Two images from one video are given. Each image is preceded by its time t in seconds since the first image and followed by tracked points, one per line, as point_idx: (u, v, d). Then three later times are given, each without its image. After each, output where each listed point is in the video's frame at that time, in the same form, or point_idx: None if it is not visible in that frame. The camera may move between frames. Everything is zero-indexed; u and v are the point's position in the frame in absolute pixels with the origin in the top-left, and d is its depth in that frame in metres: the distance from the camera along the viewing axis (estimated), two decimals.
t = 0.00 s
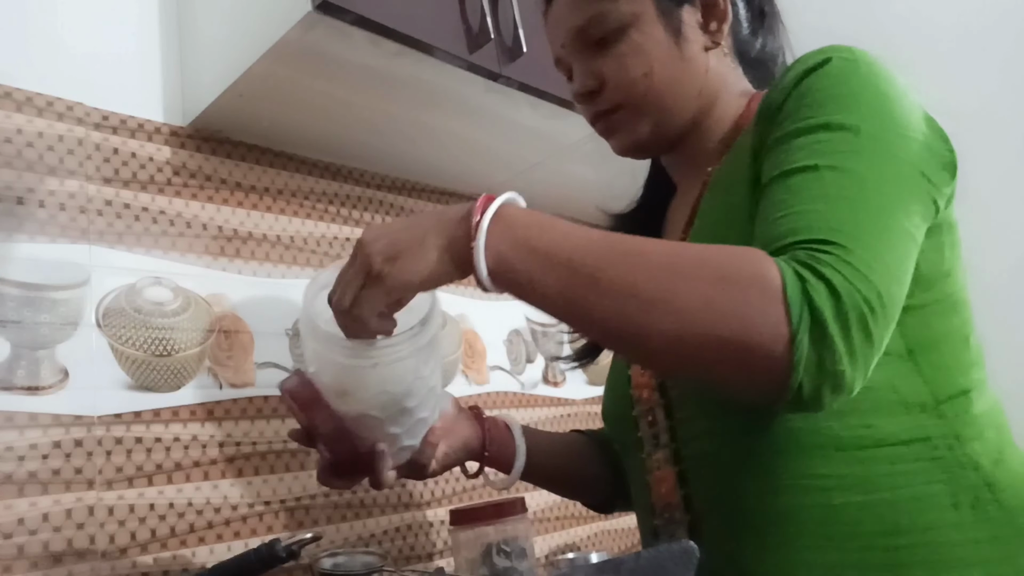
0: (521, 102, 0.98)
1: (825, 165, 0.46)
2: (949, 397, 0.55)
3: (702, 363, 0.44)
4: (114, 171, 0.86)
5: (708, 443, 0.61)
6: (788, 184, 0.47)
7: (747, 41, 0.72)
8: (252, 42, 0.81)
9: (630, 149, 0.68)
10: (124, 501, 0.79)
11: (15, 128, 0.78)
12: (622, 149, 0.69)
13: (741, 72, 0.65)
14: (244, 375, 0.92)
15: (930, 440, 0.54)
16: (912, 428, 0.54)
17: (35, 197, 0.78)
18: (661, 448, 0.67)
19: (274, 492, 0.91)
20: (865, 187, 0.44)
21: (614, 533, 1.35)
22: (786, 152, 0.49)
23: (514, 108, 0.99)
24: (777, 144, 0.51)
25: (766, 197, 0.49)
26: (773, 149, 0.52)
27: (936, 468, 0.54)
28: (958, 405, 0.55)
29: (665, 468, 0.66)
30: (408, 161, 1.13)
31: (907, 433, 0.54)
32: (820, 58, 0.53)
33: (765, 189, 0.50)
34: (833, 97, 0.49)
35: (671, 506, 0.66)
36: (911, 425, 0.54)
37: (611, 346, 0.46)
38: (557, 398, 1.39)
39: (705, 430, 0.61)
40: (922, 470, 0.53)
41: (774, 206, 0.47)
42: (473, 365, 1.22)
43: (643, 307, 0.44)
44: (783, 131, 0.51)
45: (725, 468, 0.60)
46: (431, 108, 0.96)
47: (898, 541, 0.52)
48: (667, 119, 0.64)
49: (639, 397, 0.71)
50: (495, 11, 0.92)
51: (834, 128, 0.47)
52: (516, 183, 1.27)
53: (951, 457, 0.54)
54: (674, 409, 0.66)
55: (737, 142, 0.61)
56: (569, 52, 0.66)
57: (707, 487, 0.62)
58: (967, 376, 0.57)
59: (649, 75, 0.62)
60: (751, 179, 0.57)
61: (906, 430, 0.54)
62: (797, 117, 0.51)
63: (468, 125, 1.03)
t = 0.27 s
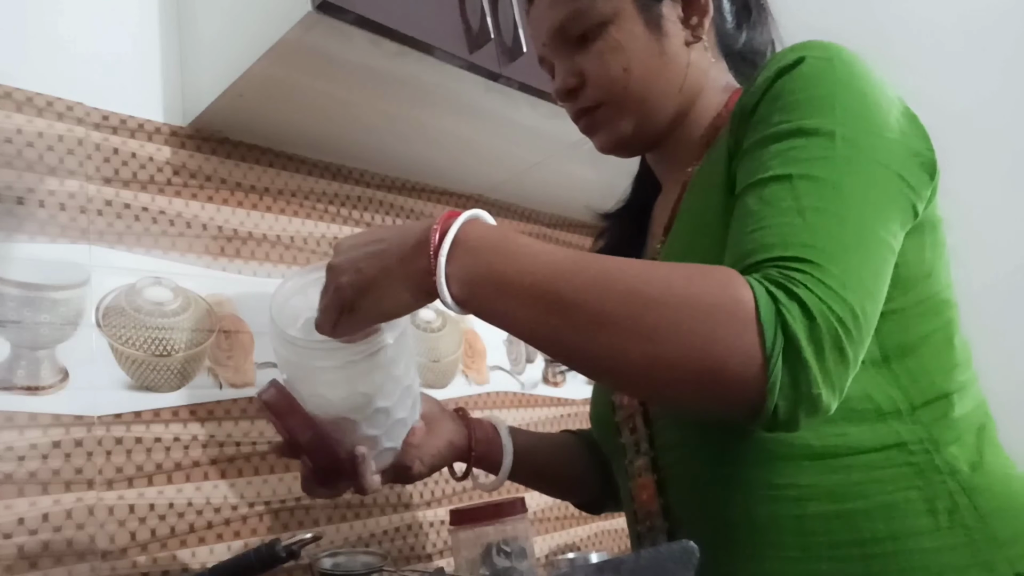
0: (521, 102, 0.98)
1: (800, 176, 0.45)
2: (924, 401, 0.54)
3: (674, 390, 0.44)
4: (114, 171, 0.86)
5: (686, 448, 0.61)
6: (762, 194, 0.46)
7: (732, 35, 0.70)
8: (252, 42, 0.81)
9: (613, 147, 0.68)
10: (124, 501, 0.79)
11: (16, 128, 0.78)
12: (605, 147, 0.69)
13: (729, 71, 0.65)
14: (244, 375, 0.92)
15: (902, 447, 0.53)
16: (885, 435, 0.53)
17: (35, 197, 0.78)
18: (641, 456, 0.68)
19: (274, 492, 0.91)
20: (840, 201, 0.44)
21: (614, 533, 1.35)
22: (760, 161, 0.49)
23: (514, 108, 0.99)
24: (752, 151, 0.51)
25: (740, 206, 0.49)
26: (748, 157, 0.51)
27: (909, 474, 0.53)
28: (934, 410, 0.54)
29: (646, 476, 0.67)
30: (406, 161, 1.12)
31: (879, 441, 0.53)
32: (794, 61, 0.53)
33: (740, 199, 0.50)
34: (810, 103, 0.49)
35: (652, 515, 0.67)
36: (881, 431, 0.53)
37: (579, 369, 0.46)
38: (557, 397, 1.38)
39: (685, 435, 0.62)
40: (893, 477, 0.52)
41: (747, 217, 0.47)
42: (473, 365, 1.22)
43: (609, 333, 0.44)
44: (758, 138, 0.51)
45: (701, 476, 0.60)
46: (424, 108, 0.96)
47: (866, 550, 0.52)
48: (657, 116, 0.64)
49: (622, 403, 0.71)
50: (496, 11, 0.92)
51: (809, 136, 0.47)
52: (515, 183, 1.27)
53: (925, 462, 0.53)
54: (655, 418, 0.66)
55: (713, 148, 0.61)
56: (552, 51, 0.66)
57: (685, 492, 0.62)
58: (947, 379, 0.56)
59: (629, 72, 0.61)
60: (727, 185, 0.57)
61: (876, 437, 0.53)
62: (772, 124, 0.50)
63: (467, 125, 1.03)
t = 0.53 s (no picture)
0: (521, 102, 0.98)
1: (796, 168, 0.46)
2: (921, 401, 0.54)
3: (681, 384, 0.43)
4: (114, 171, 0.86)
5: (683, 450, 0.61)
6: (756, 187, 0.46)
7: (723, 35, 0.70)
8: (252, 42, 0.81)
9: (605, 144, 0.68)
10: (124, 501, 0.79)
11: (16, 128, 0.78)
12: (596, 144, 0.69)
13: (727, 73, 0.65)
14: (244, 375, 0.92)
15: (900, 447, 0.53)
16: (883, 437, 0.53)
17: (35, 197, 0.78)
18: (636, 457, 0.68)
19: (274, 492, 0.91)
20: (836, 195, 0.44)
21: (614, 533, 1.35)
22: (754, 154, 0.49)
23: (514, 108, 0.99)
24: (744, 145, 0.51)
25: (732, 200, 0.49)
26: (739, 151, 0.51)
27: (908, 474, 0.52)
28: (931, 409, 0.54)
29: (641, 478, 0.68)
30: (406, 161, 1.12)
31: (876, 442, 0.52)
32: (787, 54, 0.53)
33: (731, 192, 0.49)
34: (804, 97, 0.49)
35: (647, 517, 0.67)
36: (876, 431, 0.53)
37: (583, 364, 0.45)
38: (557, 397, 1.39)
39: (681, 439, 0.61)
40: (892, 478, 0.52)
41: (740, 210, 0.47)
42: (473, 365, 1.22)
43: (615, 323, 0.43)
44: (749, 132, 0.51)
45: (698, 477, 0.60)
46: (423, 108, 0.96)
47: (864, 553, 0.51)
48: (653, 114, 0.64)
49: (615, 404, 0.71)
50: (496, 11, 0.92)
51: (802, 129, 0.47)
52: (514, 183, 1.27)
53: (923, 463, 0.53)
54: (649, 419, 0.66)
55: (705, 146, 0.61)
56: (543, 48, 0.66)
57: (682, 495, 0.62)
58: (943, 378, 0.56)
59: (621, 68, 0.61)
60: (719, 181, 0.56)
61: (875, 437, 0.53)
62: (764, 118, 0.50)
63: (467, 125, 1.03)
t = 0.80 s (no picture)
0: (521, 102, 0.98)
1: (738, 146, 0.41)
2: (911, 400, 0.53)
3: (585, 365, 0.39)
4: (113, 171, 0.86)
5: (674, 448, 0.61)
6: (693, 162, 0.43)
7: (729, 35, 0.69)
8: (252, 42, 0.81)
9: (604, 139, 0.68)
10: (124, 501, 0.79)
11: (16, 128, 0.78)
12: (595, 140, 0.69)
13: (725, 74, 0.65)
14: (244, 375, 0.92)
15: (888, 447, 0.52)
16: (872, 438, 0.52)
17: (35, 197, 0.78)
18: (628, 456, 0.68)
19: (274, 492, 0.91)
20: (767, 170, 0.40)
21: (614, 533, 1.35)
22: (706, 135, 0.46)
23: (513, 107, 0.99)
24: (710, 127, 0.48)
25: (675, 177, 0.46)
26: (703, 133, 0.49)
27: (896, 475, 0.52)
28: (921, 408, 0.53)
29: (633, 477, 0.68)
30: (404, 160, 1.12)
31: (864, 442, 0.52)
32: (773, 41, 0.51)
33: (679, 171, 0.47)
34: (767, 82, 0.46)
35: (639, 516, 0.67)
36: (863, 429, 0.52)
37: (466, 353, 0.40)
38: (557, 398, 1.39)
39: (673, 440, 0.61)
40: (880, 479, 0.52)
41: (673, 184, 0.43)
42: (473, 365, 1.22)
43: (504, 294, 0.38)
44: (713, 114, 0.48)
45: (689, 477, 0.60)
46: (417, 106, 0.95)
47: (852, 553, 0.52)
48: (652, 110, 0.64)
49: (608, 403, 0.71)
50: (496, 11, 0.92)
51: (758, 111, 0.44)
52: (514, 183, 1.27)
53: (911, 464, 0.52)
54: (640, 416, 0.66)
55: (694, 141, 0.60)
56: (547, 41, 0.66)
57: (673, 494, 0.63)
58: (934, 376, 0.55)
59: (621, 61, 0.61)
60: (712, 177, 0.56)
61: (863, 436, 0.52)
62: (729, 100, 0.48)
63: (464, 124, 1.02)
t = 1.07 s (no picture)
0: (521, 102, 0.98)
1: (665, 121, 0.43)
2: (902, 400, 0.53)
3: (478, 343, 0.38)
4: (113, 171, 0.86)
5: (665, 448, 0.61)
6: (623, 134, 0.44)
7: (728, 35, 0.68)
8: (252, 42, 0.81)
9: (601, 138, 0.68)
10: (124, 501, 0.79)
11: (16, 128, 0.78)
12: (592, 138, 0.69)
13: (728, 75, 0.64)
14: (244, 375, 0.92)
15: (878, 447, 0.52)
16: (862, 438, 0.52)
17: (35, 197, 0.79)
18: (623, 458, 0.68)
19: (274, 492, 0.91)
20: (680, 133, 0.42)
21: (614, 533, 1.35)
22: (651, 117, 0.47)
23: (513, 108, 0.99)
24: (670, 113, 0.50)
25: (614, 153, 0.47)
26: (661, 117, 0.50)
27: (886, 475, 0.52)
28: (912, 408, 0.53)
29: (627, 479, 0.68)
30: (404, 161, 1.12)
31: (855, 442, 0.52)
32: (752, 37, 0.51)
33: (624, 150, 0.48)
34: (726, 65, 0.47)
35: (633, 517, 0.67)
36: (854, 430, 0.52)
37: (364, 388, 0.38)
38: (557, 397, 1.39)
39: (665, 441, 0.61)
40: (870, 480, 0.52)
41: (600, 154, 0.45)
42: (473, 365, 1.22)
43: (356, 321, 0.37)
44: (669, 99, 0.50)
45: (681, 478, 0.60)
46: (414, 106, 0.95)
47: (844, 554, 0.52)
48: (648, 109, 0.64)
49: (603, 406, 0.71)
50: (496, 12, 0.92)
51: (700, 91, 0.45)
52: (513, 183, 1.27)
53: (901, 465, 0.52)
54: (631, 420, 0.65)
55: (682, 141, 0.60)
56: (546, 36, 0.66)
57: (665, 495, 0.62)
58: (926, 376, 0.55)
59: (617, 58, 0.61)
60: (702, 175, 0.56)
61: (852, 437, 0.52)
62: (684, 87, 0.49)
63: (462, 125, 1.02)
